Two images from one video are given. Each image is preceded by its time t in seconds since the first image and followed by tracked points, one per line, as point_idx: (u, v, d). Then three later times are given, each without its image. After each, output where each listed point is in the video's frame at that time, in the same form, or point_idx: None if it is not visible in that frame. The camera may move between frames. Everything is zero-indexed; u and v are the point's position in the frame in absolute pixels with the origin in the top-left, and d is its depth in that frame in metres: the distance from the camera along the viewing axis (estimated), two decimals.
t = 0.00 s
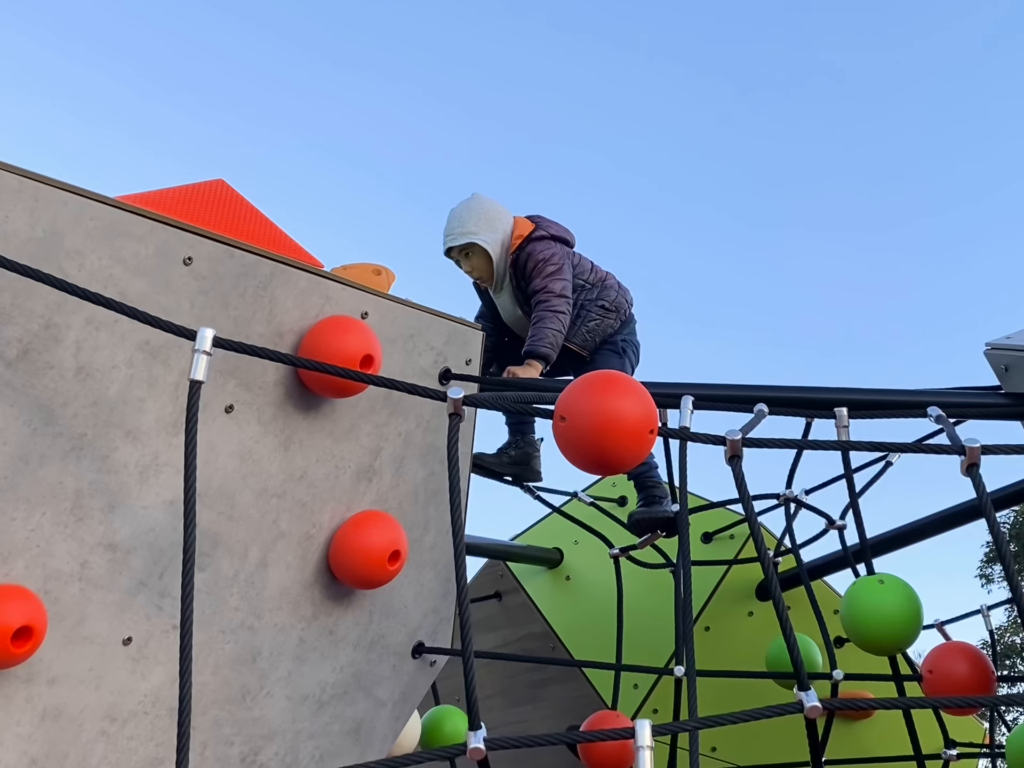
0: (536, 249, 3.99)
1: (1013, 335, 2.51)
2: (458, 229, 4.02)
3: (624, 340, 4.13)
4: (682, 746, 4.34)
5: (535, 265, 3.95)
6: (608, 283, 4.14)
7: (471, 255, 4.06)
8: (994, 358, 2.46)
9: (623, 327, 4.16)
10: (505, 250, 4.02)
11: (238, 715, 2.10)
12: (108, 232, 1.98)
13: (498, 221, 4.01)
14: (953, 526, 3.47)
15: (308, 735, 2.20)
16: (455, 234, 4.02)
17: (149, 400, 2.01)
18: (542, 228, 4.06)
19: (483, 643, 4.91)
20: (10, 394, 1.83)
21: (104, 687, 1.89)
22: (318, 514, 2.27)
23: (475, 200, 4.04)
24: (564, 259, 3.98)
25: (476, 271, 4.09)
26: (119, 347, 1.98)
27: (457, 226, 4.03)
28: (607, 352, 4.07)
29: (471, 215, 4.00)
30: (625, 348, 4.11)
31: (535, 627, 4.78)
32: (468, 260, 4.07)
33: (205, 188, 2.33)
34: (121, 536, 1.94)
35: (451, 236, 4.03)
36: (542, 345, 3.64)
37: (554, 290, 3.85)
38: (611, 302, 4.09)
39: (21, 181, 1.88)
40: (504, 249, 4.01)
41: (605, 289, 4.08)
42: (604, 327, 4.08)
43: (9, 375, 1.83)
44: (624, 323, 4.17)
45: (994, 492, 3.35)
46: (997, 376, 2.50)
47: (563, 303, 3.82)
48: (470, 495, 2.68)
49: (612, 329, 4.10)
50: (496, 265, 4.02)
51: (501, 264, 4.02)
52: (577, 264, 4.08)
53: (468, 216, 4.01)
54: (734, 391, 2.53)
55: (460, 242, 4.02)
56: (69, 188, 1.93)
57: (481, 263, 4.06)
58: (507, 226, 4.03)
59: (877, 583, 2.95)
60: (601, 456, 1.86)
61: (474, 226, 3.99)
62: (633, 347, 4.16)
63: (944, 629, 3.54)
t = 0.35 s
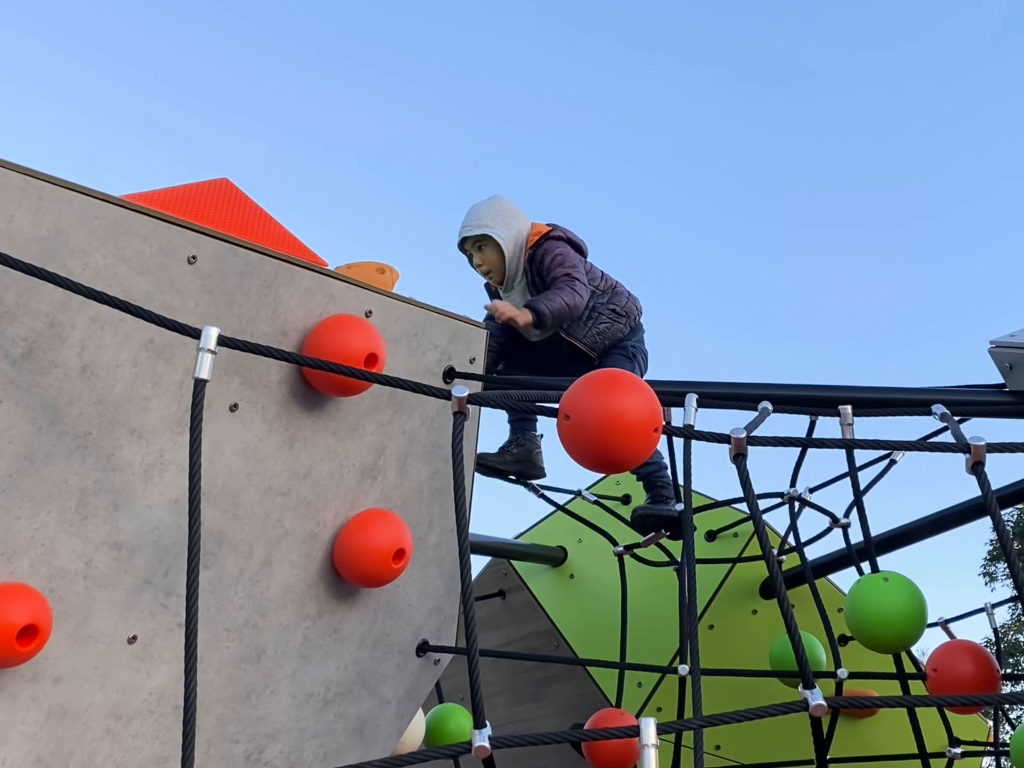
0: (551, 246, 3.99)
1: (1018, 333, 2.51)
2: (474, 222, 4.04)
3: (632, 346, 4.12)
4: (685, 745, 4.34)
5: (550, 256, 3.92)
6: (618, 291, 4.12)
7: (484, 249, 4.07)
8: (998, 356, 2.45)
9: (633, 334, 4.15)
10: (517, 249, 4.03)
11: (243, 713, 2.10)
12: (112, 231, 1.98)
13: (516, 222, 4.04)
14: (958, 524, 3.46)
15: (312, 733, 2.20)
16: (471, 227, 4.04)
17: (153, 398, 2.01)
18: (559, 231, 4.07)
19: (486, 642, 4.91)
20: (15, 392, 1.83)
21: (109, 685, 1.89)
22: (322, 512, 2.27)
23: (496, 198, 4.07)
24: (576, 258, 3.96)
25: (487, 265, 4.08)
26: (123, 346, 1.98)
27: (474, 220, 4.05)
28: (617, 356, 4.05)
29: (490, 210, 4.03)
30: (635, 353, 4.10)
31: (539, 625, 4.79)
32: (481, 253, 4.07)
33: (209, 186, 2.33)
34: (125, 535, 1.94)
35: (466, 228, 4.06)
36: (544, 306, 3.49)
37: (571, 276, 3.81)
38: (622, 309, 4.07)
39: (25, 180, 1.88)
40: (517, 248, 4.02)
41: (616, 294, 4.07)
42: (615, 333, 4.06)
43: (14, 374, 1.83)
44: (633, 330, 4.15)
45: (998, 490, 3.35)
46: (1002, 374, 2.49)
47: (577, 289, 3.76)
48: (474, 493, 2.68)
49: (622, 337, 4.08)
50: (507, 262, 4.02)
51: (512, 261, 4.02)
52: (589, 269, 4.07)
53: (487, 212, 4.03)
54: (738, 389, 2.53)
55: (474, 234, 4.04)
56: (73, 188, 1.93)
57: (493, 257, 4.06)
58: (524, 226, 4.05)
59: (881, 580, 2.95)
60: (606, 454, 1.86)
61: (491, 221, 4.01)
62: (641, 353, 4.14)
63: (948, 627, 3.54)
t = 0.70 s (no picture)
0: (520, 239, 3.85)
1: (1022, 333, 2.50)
2: (459, 216, 4.05)
3: (619, 346, 4.01)
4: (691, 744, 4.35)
5: (517, 247, 3.80)
6: (591, 288, 3.93)
7: (468, 243, 4.07)
8: (1002, 356, 2.44)
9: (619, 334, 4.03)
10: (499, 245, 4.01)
11: (251, 714, 2.12)
12: (120, 235, 1.99)
13: (500, 219, 4.04)
14: (962, 524, 3.47)
15: (319, 733, 2.21)
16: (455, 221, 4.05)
17: (160, 402, 2.02)
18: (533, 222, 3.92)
19: (492, 642, 4.93)
20: (24, 396, 1.84)
21: (118, 686, 1.91)
22: (328, 514, 2.28)
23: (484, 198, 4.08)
24: (545, 252, 3.82)
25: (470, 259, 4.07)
26: (131, 349, 1.99)
27: (460, 215, 4.06)
28: (599, 356, 3.96)
29: (477, 207, 4.04)
30: (623, 354, 4.00)
31: (544, 625, 4.80)
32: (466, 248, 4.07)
33: (215, 190, 2.34)
34: (133, 537, 1.95)
35: (451, 222, 4.07)
36: (475, 288, 3.38)
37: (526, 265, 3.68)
38: (589, 307, 3.89)
39: (33, 186, 1.90)
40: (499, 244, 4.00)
41: (584, 292, 3.89)
42: (581, 332, 3.92)
43: (23, 378, 1.84)
44: (620, 330, 4.05)
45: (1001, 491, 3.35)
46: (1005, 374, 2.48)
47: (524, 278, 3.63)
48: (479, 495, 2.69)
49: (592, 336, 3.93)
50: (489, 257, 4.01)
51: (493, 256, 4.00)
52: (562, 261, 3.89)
53: (473, 208, 4.04)
54: (742, 390, 2.53)
55: (459, 229, 4.05)
56: (81, 193, 1.95)
57: (477, 251, 4.05)
58: (508, 224, 4.03)
59: (884, 581, 2.96)
60: (609, 456, 1.87)
61: (475, 217, 4.02)
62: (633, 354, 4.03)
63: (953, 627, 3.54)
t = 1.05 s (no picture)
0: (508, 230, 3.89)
1: None
2: (431, 221, 4.04)
3: (602, 352, 4.02)
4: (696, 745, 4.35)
5: (506, 239, 3.83)
6: (576, 282, 3.94)
7: (441, 247, 4.05)
8: (1004, 358, 2.42)
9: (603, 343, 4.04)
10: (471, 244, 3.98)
11: (257, 715, 2.13)
12: (126, 242, 2.01)
13: (471, 218, 4.01)
14: (966, 525, 3.46)
15: (325, 734, 2.23)
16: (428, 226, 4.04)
17: (167, 406, 2.04)
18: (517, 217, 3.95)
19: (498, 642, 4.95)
20: (32, 401, 1.86)
21: (125, 688, 1.93)
22: (334, 517, 2.30)
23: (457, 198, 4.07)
24: (533, 244, 3.85)
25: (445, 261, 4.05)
26: (137, 355, 2.01)
27: (434, 219, 4.05)
28: (582, 364, 3.98)
29: (448, 210, 4.03)
30: (606, 361, 4.00)
31: (550, 626, 4.82)
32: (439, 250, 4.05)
33: (222, 196, 2.36)
34: (141, 541, 1.97)
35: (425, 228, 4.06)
36: (478, 288, 3.42)
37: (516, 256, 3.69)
38: (574, 299, 3.89)
39: (41, 193, 1.91)
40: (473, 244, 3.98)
41: (571, 285, 3.89)
42: (565, 325, 3.89)
43: (30, 383, 1.86)
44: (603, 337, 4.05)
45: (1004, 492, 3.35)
46: (1008, 375, 2.44)
47: (524, 273, 3.65)
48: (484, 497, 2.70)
49: (576, 328, 3.91)
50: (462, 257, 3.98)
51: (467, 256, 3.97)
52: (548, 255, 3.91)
53: (444, 211, 4.03)
54: (743, 393, 2.54)
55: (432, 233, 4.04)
56: (88, 200, 1.97)
57: (449, 253, 4.03)
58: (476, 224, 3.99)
59: (887, 583, 2.97)
60: (613, 460, 1.89)
61: (446, 219, 4.00)
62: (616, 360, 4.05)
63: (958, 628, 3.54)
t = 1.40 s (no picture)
0: (495, 224, 3.87)
1: None
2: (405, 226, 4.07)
3: (580, 357, 4.00)
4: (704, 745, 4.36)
5: (496, 234, 3.82)
6: (557, 284, 3.94)
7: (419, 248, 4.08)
8: (1009, 360, 2.42)
9: (579, 349, 4.01)
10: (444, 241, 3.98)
11: (264, 717, 2.15)
12: (133, 248, 2.03)
13: (440, 214, 4.01)
14: (973, 526, 3.46)
15: (333, 736, 2.24)
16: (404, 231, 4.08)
17: (174, 411, 2.05)
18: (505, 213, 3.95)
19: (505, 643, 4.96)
20: (40, 406, 1.87)
21: (134, 691, 1.94)
22: (340, 520, 2.31)
23: (424, 194, 4.08)
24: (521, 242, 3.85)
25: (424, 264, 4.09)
26: (144, 360, 2.02)
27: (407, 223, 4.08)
28: (559, 370, 3.95)
29: (417, 213, 4.05)
30: (584, 366, 3.99)
31: (557, 627, 4.82)
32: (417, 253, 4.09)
33: (228, 201, 2.38)
34: (148, 544, 1.99)
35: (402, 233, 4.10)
36: (478, 293, 3.46)
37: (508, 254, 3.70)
38: (555, 301, 3.89)
39: (48, 200, 1.93)
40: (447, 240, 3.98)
41: (551, 286, 3.90)
42: (543, 325, 3.88)
43: (39, 388, 1.87)
44: (579, 344, 4.02)
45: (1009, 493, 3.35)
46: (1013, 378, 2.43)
47: (524, 271, 3.67)
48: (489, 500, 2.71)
49: (551, 330, 3.89)
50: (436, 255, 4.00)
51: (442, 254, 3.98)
52: (532, 253, 3.93)
53: (413, 215, 4.05)
54: (747, 395, 2.55)
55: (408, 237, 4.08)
56: (95, 207, 1.98)
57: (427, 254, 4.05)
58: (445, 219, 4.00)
59: (891, 585, 2.98)
60: (615, 463, 1.90)
61: (417, 222, 4.03)
62: (592, 367, 4.02)
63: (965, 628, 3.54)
